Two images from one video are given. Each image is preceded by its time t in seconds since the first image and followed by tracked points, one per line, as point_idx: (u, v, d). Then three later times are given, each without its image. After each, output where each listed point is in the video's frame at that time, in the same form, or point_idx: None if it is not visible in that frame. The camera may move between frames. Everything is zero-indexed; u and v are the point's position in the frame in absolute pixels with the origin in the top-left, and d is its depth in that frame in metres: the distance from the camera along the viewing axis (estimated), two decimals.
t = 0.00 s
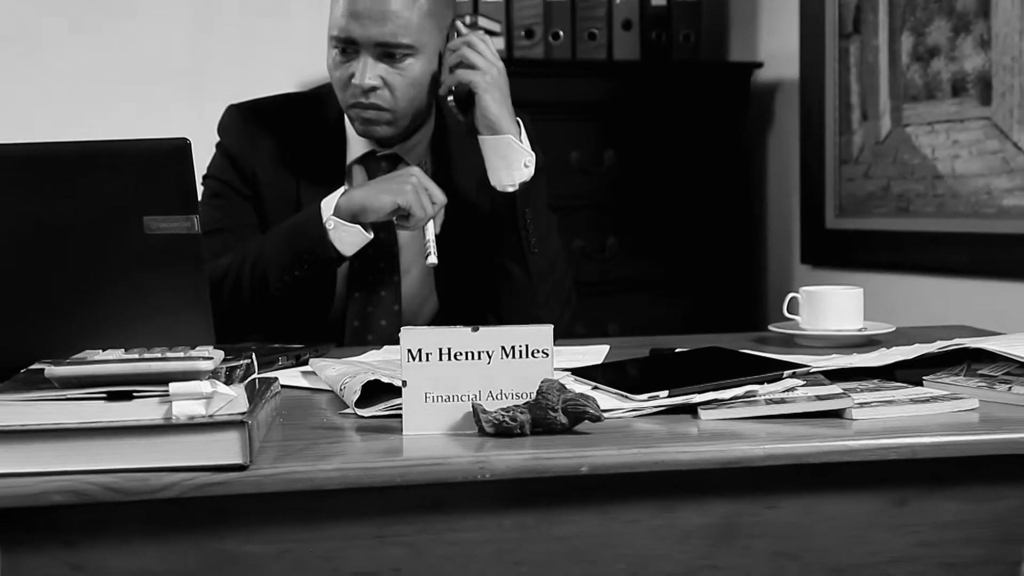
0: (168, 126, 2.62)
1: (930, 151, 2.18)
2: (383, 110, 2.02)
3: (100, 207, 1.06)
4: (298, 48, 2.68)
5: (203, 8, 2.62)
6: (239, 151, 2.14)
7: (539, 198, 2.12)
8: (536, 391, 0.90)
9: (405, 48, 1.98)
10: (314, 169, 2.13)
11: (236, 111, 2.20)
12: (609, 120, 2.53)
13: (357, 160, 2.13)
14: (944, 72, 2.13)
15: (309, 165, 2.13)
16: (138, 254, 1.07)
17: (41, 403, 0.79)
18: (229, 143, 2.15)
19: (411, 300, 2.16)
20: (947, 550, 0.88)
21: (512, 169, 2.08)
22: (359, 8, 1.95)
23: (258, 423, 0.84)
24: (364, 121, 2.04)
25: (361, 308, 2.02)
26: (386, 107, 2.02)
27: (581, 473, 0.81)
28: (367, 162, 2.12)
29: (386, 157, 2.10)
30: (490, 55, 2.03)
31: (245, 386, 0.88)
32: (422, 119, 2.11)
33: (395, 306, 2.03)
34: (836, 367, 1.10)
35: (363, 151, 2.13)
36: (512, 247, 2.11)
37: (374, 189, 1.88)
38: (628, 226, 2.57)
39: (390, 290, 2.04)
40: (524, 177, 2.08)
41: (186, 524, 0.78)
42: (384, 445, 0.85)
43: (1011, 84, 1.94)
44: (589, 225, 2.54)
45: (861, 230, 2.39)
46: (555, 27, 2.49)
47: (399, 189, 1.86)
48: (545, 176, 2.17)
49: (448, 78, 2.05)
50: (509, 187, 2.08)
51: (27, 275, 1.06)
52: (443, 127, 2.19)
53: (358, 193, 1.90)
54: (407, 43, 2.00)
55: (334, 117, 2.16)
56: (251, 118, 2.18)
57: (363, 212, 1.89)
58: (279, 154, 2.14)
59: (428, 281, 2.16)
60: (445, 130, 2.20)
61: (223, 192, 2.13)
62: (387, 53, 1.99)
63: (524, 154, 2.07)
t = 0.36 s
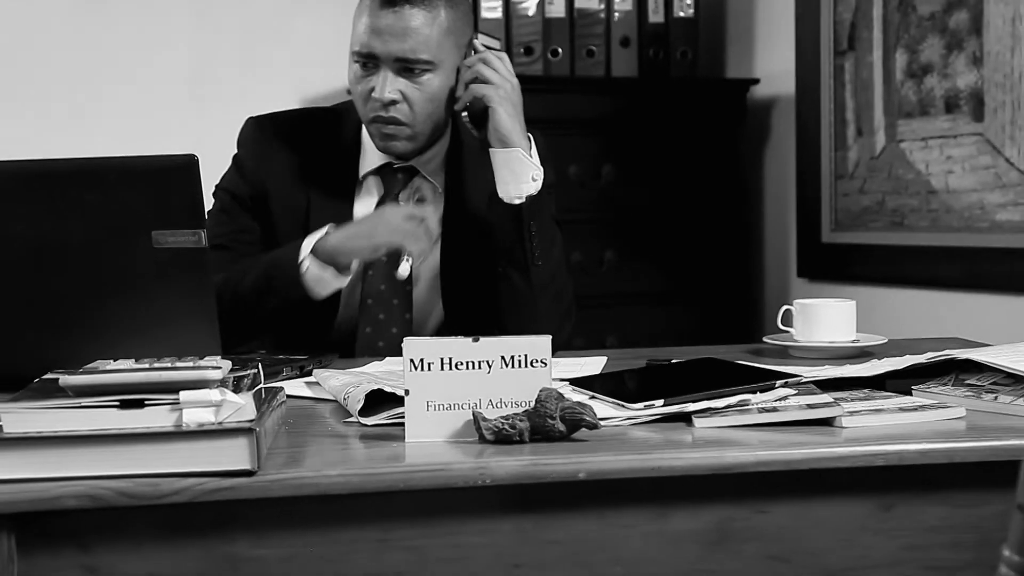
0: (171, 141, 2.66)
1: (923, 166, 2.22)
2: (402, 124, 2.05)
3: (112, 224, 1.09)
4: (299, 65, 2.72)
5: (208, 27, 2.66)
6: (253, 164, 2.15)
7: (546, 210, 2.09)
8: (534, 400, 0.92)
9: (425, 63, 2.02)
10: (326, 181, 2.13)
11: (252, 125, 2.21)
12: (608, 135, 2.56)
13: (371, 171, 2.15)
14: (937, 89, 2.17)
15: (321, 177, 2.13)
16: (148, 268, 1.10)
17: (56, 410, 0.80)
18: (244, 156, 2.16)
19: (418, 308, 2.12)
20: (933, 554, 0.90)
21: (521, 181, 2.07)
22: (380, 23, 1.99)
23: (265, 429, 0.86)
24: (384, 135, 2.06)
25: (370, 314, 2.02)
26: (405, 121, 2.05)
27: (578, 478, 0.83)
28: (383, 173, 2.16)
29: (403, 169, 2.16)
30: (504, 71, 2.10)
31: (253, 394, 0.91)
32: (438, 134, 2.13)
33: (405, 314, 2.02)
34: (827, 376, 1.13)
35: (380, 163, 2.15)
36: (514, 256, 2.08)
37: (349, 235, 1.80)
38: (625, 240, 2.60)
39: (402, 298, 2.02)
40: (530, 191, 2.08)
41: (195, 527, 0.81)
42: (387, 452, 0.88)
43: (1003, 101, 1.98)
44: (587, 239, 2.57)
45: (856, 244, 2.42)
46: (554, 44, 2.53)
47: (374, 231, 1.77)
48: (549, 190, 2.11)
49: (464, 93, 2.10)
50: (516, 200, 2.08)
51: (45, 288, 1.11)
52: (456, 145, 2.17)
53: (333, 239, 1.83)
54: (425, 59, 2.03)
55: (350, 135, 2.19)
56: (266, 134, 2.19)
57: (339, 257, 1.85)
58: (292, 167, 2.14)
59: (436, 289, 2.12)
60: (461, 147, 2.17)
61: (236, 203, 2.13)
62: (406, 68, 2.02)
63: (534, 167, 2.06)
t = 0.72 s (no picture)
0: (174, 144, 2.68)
1: (919, 170, 2.24)
2: (412, 127, 1.94)
3: (122, 226, 1.12)
4: (301, 69, 2.75)
5: (211, 32, 2.69)
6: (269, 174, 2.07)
7: (548, 212, 1.98)
8: (534, 397, 0.95)
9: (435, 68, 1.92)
10: (333, 190, 2.04)
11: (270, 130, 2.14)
12: (607, 139, 2.59)
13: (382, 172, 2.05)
14: (932, 93, 2.20)
15: (328, 185, 2.05)
16: (158, 270, 1.13)
17: (71, 406, 0.83)
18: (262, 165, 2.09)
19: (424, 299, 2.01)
20: (921, 546, 0.93)
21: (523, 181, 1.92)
22: (392, 28, 1.91)
23: (273, 424, 0.89)
24: (394, 139, 1.95)
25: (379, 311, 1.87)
26: (415, 125, 1.94)
27: (577, 473, 0.86)
28: (391, 176, 2.03)
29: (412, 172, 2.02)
30: (512, 76, 2.00)
31: (261, 391, 0.93)
32: (449, 137, 2.03)
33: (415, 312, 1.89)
34: (820, 375, 1.15)
35: (390, 165, 2.04)
36: (514, 256, 1.99)
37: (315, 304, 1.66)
38: (625, 243, 2.63)
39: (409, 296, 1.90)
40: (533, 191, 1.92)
41: (205, 520, 0.84)
42: (391, 447, 0.91)
43: (998, 105, 2.01)
44: (589, 242, 2.59)
45: (852, 245, 2.45)
46: (554, 48, 2.56)
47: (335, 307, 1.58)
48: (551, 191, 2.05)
49: (470, 95, 1.99)
50: (519, 199, 1.92)
51: (59, 289, 1.14)
52: (467, 150, 2.06)
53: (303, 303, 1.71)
54: (436, 64, 1.94)
55: (360, 139, 2.10)
56: (283, 141, 2.11)
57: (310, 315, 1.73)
58: (305, 177, 2.06)
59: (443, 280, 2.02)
60: (472, 151, 2.06)
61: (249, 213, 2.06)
62: (417, 72, 1.93)
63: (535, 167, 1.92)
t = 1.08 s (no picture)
0: (179, 151, 2.71)
1: (915, 176, 2.27)
2: (413, 143, 1.96)
3: (129, 232, 1.14)
4: (304, 77, 2.78)
5: (214, 42, 2.72)
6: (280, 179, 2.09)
7: (546, 218, 2.00)
8: (534, 399, 0.98)
9: (434, 84, 1.94)
10: (340, 196, 2.07)
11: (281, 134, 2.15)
12: (607, 146, 2.62)
13: (387, 179, 2.08)
14: (928, 100, 2.22)
15: (336, 191, 2.07)
16: (168, 278, 1.16)
17: (85, 408, 0.85)
18: (273, 169, 2.11)
19: (425, 299, 2.04)
20: (912, 545, 0.95)
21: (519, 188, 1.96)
22: (392, 46, 1.93)
23: (280, 426, 0.91)
24: (397, 154, 1.97)
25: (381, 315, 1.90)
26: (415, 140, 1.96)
27: (576, 472, 0.88)
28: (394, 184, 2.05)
29: (414, 179, 2.03)
30: (511, 85, 2.03)
31: (269, 393, 0.96)
32: (451, 149, 2.05)
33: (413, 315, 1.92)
34: (814, 378, 1.18)
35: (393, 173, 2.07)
36: (512, 262, 1.99)
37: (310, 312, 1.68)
38: (625, 249, 2.65)
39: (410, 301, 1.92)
40: (529, 198, 1.96)
41: (214, 518, 0.86)
42: (394, 448, 0.93)
43: (992, 112, 2.04)
44: (590, 247, 2.62)
45: (848, 251, 2.48)
46: (554, 56, 2.59)
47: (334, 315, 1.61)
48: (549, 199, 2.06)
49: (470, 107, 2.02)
50: (515, 206, 1.97)
51: (66, 293, 1.16)
52: (470, 159, 2.09)
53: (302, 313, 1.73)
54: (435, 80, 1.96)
55: (368, 146, 2.12)
56: (294, 148, 2.13)
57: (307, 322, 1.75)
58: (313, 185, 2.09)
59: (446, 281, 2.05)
60: (473, 161, 2.09)
61: (260, 215, 2.08)
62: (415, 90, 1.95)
63: (531, 175, 1.97)
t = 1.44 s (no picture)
0: (183, 159, 2.74)
1: (912, 184, 2.29)
2: (400, 157, 1.96)
3: (133, 242, 1.17)
4: (306, 86, 2.80)
5: (217, 52, 2.74)
6: (285, 197, 2.13)
7: (536, 226, 1.99)
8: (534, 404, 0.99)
9: (416, 98, 1.94)
10: (340, 209, 2.08)
11: (284, 152, 2.17)
12: (606, 155, 2.64)
13: (384, 194, 2.10)
14: (924, 109, 2.25)
15: (337, 205, 2.09)
16: (172, 285, 1.18)
17: (94, 413, 0.88)
18: (277, 186, 2.13)
19: (424, 307, 2.05)
20: (905, 547, 0.97)
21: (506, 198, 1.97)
22: (373, 62, 1.92)
23: (285, 430, 0.93)
24: (385, 167, 1.98)
25: (380, 325, 1.90)
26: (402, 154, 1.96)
27: (575, 476, 0.90)
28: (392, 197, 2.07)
29: (411, 193, 2.05)
30: (495, 96, 2.02)
31: (275, 398, 0.98)
32: (444, 159, 2.06)
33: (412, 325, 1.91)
34: (811, 384, 1.19)
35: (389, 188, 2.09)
36: (505, 271, 1.98)
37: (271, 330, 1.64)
38: (625, 257, 2.68)
39: (410, 311, 1.91)
40: (517, 208, 1.97)
41: (221, 521, 0.88)
42: (397, 452, 0.95)
43: (988, 122, 2.06)
44: (590, 255, 2.64)
45: (846, 259, 2.50)
46: (554, 66, 2.62)
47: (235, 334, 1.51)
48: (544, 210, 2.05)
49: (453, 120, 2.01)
50: (503, 217, 1.98)
51: (71, 302, 1.18)
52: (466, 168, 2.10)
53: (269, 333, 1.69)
54: (417, 94, 1.95)
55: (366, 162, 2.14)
56: (297, 163, 2.16)
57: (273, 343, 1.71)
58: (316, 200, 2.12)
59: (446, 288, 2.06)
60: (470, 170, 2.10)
61: (266, 231, 2.12)
62: (399, 104, 1.94)
63: (518, 185, 1.97)
